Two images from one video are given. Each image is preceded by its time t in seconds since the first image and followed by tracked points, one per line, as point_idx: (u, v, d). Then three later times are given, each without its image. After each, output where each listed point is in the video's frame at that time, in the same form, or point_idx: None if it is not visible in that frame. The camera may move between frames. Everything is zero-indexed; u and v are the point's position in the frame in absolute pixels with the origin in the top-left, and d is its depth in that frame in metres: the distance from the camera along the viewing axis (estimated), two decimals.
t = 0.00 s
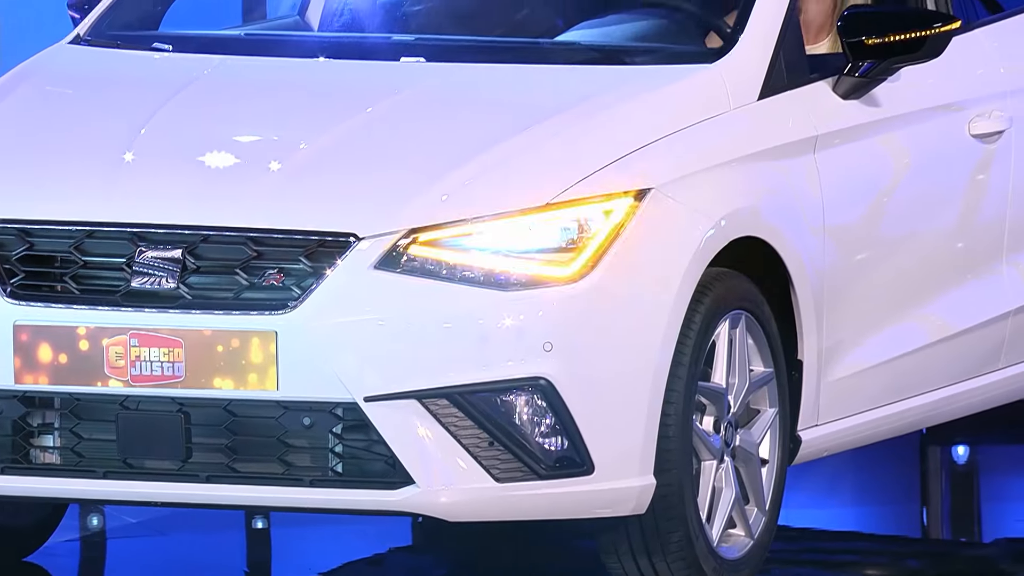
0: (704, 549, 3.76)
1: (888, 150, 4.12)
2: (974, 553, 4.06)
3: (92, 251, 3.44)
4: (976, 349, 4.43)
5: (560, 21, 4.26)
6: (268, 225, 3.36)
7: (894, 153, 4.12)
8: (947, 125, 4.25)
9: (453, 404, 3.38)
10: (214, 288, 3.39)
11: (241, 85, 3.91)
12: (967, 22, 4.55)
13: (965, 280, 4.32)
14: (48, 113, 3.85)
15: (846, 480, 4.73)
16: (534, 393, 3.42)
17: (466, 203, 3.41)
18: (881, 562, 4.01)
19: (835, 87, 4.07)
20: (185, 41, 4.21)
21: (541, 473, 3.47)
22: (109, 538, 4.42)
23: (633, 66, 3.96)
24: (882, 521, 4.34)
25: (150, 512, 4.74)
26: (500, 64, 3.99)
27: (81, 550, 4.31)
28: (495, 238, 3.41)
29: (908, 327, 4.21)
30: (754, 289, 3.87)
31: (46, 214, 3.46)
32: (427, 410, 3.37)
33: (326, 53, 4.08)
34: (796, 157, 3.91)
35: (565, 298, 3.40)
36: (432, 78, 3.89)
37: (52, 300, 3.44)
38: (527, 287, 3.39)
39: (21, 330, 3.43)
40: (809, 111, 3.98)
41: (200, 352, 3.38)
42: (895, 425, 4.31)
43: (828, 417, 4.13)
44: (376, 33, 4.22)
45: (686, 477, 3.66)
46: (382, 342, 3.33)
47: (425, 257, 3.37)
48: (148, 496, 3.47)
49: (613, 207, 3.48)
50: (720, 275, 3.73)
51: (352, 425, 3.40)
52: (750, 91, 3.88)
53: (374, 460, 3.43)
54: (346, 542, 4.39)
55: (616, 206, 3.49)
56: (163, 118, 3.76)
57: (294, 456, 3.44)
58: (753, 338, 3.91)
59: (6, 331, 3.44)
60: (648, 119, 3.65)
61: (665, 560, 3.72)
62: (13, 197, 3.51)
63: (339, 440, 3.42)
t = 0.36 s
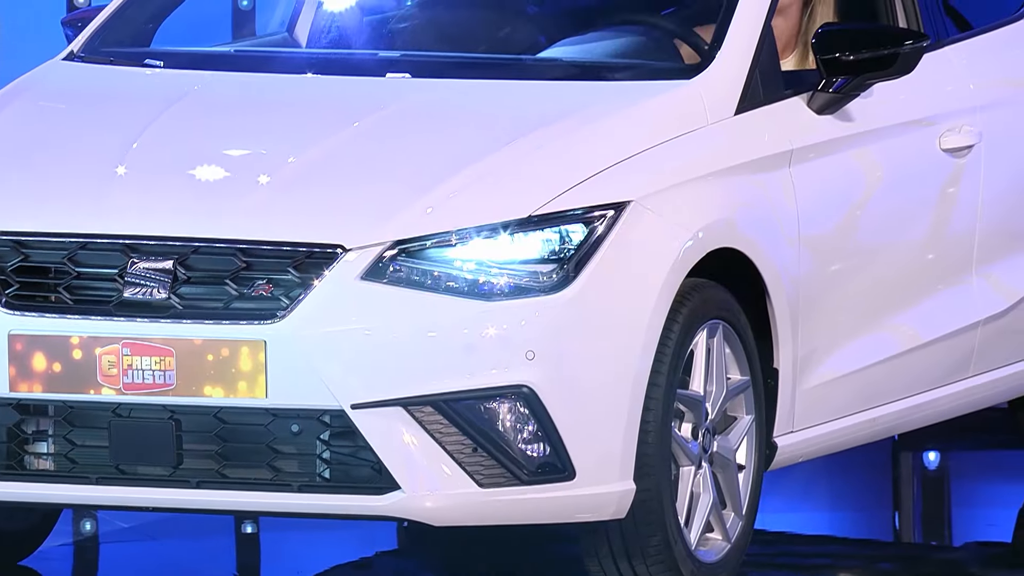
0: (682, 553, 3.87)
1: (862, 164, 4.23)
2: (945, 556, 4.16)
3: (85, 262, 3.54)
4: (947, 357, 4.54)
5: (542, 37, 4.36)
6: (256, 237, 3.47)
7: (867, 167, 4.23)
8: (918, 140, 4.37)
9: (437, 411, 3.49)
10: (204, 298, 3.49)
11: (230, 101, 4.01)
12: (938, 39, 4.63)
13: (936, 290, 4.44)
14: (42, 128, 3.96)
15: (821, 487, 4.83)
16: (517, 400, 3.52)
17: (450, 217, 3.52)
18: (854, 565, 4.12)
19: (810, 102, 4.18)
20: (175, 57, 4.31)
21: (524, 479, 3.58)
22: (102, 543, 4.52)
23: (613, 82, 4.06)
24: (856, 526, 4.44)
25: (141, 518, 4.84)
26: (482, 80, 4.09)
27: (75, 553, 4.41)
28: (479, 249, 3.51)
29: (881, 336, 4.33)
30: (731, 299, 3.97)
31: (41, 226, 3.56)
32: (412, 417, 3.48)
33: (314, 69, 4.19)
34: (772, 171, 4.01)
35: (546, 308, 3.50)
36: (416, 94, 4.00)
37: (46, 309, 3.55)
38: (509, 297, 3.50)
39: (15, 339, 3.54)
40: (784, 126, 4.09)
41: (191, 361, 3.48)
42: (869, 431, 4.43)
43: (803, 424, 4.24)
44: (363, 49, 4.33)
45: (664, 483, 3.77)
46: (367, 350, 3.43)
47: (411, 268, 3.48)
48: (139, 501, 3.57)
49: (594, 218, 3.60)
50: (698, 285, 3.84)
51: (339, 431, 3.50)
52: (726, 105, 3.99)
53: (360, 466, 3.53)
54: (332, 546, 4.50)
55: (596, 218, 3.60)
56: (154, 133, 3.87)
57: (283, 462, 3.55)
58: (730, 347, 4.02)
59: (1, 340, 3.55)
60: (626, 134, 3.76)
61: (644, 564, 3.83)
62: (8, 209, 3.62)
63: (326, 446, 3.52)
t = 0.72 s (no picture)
0: (659, 556, 3.98)
1: (834, 178, 4.35)
2: (914, 559, 4.28)
3: (77, 273, 3.66)
4: (916, 366, 4.66)
5: (522, 56, 4.41)
6: (245, 249, 3.58)
7: (838, 181, 4.35)
8: (888, 155, 4.49)
9: (421, 418, 3.60)
10: (193, 309, 3.60)
11: (218, 117, 4.13)
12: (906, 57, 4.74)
13: (905, 301, 4.56)
14: (36, 143, 4.07)
15: (795, 494, 4.95)
16: (499, 408, 3.64)
17: (433, 229, 3.63)
18: (826, 568, 4.23)
19: (783, 118, 4.30)
20: (165, 74, 4.43)
21: (506, 485, 3.69)
22: (93, 547, 4.64)
23: (592, 98, 4.15)
24: (830, 530, 4.56)
25: (132, 523, 4.95)
26: (465, 95, 4.21)
27: (67, 557, 4.52)
28: (460, 261, 3.63)
29: (852, 345, 4.45)
30: (706, 309, 4.09)
31: (35, 239, 3.67)
32: (396, 424, 3.59)
33: (301, 85, 4.31)
34: (745, 185, 4.13)
35: (527, 318, 3.62)
36: (400, 109, 4.11)
37: (39, 319, 3.66)
38: (491, 307, 3.62)
39: (9, 349, 3.65)
40: (758, 141, 4.20)
41: (180, 370, 3.59)
42: (840, 438, 4.54)
43: (776, 431, 4.35)
44: (348, 66, 4.44)
45: (642, 488, 3.88)
46: (352, 359, 3.55)
47: (395, 279, 3.59)
48: (130, 507, 3.68)
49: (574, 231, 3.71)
50: (674, 296, 3.96)
51: (325, 439, 3.62)
52: (701, 120, 4.10)
53: (346, 472, 3.65)
54: (318, 550, 4.61)
55: (575, 231, 3.71)
56: (145, 147, 3.98)
57: (270, 469, 3.66)
58: (706, 356, 4.13)
59: None
60: (604, 149, 3.87)
61: (622, 567, 3.95)
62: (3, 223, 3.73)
63: (312, 453, 3.64)
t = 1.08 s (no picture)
0: (640, 559, 4.11)
1: (809, 191, 4.47)
2: (887, 562, 4.40)
3: (73, 284, 3.78)
4: (889, 374, 4.78)
5: (506, 72, 4.52)
6: (236, 259, 3.70)
7: (813, 195, 4.48)
8: (861, 169, 4.62)
9: (408, 425, 3.72)
10: (186, 318, 3.72)
11: (210, 132, 4.25)
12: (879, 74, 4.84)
13: (878, 311, 4.68)
14: (33, 157, 4.19)
15: (773, 500, 5.06)
16: (483, 415, 3.76)
17: (419, 240, 3.75)
18: (801, 570, 4.36)
19: (760, 133, 4.42)
20: (159, 89, 4.54)
21: (490, 489, 3.82)
22: (89, 550, 4.75)
23: (575, 113, 4.25)
24: (806, 534, 4.69)
25: (126, 526, 5.06)
26: (450, 110, 4.32)
27: (63, 560, 4.64)
28: (446, 271, 3.75)
29: (828, 353, 4.57)
30: (685, 318, 4.21)
31: (32, 250, 3.80)
32: (384, 431, 3.71)
33: (290, 101, 4.43)
34: (723, 199, 4.25)
35: (511, 327, 3.74)
36: (387, 124, 4.23)
37: (35, 329, 3.78)
38: (476, 317, 3.74)
39: (7, 358, 3.77)
40: (737, 155, 4.32)
41: (173, 378, 3.70)
42: (816, 443, 4.66)
43: (753, 437, 4.46)
44: (337, 82, 4.56)
45: (623, 493, 4.01)
46: (340, 368, 3.66)
47: (383, 290, 3.71)
48: (125, 511, 3.81)
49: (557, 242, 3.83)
50: (654, 306, 4.08)
51: (314, 445, 3.73)
52: (681, 135, 4.22)
53: (334, 478, 3.77)
54: (309, 553, 4.74)
55: (558, 242, 3.84)
56: (139, 161, 4.10)
57: (260, 474, 3.78)
58: (686, 365, 4.25)
59: None
60: (587, 163, 4.00)
61: (603, 568, 4.07)
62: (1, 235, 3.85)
63: (302, 458, 3.75)
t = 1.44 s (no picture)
0: (624, 560, 4.23)
1: (789, 203, 4.60)
2: (864, 563, 4.53)
3: (72, 293, 3.90)
4: (866, 381, 4.91)
5: (493, 87, 4.63)
6: (230, 269, 3.82)
7: (792, 206, 4.60)
8: (839, 182, 4.74)
9: (397, 430, 3.85)
10: (182, 326, 3.84)
11: (206, 145, 4.37)
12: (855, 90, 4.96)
13: (854, 320, 4.81)
14: (33, 170, 4.31)
15: (754, 503, 5.18)
16: (472, 420, 3.89)
17: (409, 251, 3.87)
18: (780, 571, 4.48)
19: (740, 146, 4.54)
20: (155, 104, 4.67)
21: (478, 493, 3.94)
22: (87, 553, 4.87)
23: (560, 127, 4.36)
24: (785, 536, 4.81)
25: (123, 530, 5.19)
26: (439, 123, 4.44)
27: (62, 563, 4.76)
28: (435, 281, 3.87)
29: (806, 360, 4.70)
30: (668, 326, 4.33)
31: (33, 261, 3.92)
32: (374, 436, 3.83)
33: (284, 115, 4.55)
34: (705, 210, 4.37)
35: (498, 335, 3.87)
36: (378, 137, 4.35)
37: (34, 337, 3.90)
38: (464, 325, 3.87)
39: (7, 365, 3.89)
40: (718, 168, 4.44)
41: (169, 384, 3.83)
42: (796, 448, 4.78)
43: (734, 442, 4.58)
44: (329, 96, 4.68)
45: (607, 496, 4.13)
46: (332, 375, 3.79)
47: (373, 298, 3.84)
48: (122, 515, 3.93)
49: (543, 252, 3.95)
50: (638, 314, 4.21)
51: (307, 450, 3.86)
52: (664, 148, 4.34)
53: (327, 482, 3.89)
54: (301, 555, 4.86)
55: (544, 252, 3.96)
56: (136, 174, 4.22)
57: (255, 478, 3.90)
58: (669, 371, 4.38)
59: None
60: (573, 175, 4.12)
61: (589, 570, 4.19)
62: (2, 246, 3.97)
63: (295, 463, 3.88)
